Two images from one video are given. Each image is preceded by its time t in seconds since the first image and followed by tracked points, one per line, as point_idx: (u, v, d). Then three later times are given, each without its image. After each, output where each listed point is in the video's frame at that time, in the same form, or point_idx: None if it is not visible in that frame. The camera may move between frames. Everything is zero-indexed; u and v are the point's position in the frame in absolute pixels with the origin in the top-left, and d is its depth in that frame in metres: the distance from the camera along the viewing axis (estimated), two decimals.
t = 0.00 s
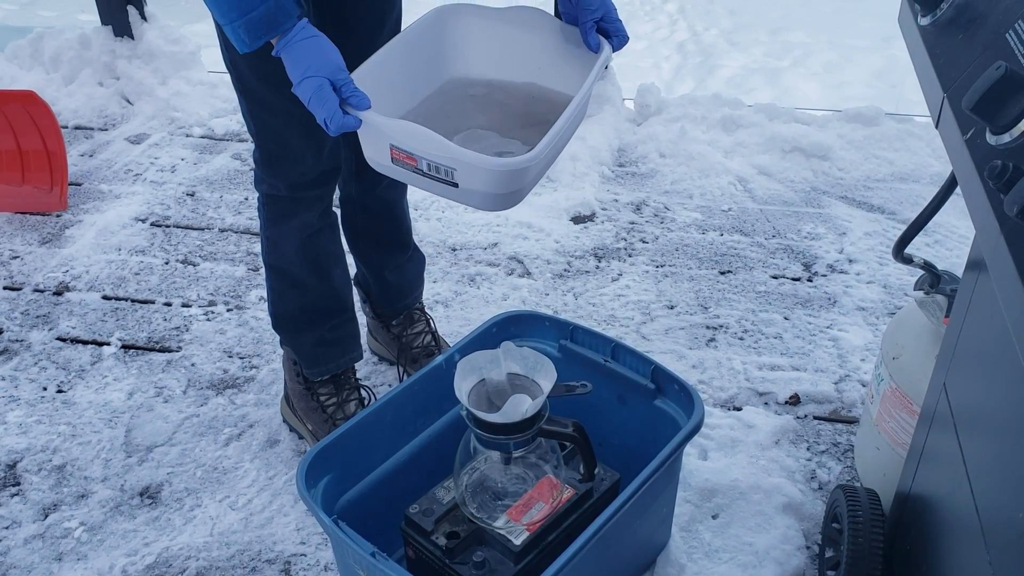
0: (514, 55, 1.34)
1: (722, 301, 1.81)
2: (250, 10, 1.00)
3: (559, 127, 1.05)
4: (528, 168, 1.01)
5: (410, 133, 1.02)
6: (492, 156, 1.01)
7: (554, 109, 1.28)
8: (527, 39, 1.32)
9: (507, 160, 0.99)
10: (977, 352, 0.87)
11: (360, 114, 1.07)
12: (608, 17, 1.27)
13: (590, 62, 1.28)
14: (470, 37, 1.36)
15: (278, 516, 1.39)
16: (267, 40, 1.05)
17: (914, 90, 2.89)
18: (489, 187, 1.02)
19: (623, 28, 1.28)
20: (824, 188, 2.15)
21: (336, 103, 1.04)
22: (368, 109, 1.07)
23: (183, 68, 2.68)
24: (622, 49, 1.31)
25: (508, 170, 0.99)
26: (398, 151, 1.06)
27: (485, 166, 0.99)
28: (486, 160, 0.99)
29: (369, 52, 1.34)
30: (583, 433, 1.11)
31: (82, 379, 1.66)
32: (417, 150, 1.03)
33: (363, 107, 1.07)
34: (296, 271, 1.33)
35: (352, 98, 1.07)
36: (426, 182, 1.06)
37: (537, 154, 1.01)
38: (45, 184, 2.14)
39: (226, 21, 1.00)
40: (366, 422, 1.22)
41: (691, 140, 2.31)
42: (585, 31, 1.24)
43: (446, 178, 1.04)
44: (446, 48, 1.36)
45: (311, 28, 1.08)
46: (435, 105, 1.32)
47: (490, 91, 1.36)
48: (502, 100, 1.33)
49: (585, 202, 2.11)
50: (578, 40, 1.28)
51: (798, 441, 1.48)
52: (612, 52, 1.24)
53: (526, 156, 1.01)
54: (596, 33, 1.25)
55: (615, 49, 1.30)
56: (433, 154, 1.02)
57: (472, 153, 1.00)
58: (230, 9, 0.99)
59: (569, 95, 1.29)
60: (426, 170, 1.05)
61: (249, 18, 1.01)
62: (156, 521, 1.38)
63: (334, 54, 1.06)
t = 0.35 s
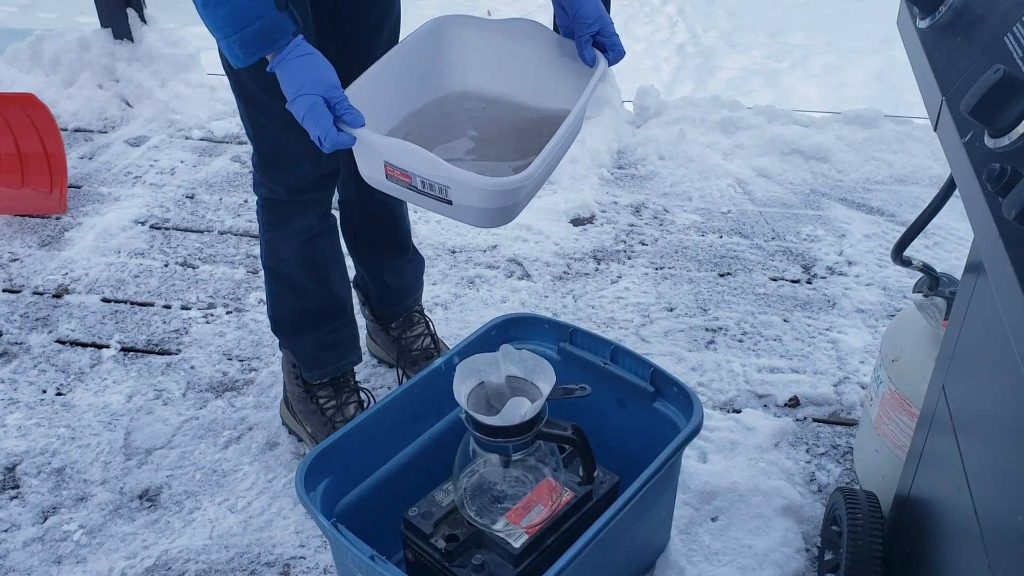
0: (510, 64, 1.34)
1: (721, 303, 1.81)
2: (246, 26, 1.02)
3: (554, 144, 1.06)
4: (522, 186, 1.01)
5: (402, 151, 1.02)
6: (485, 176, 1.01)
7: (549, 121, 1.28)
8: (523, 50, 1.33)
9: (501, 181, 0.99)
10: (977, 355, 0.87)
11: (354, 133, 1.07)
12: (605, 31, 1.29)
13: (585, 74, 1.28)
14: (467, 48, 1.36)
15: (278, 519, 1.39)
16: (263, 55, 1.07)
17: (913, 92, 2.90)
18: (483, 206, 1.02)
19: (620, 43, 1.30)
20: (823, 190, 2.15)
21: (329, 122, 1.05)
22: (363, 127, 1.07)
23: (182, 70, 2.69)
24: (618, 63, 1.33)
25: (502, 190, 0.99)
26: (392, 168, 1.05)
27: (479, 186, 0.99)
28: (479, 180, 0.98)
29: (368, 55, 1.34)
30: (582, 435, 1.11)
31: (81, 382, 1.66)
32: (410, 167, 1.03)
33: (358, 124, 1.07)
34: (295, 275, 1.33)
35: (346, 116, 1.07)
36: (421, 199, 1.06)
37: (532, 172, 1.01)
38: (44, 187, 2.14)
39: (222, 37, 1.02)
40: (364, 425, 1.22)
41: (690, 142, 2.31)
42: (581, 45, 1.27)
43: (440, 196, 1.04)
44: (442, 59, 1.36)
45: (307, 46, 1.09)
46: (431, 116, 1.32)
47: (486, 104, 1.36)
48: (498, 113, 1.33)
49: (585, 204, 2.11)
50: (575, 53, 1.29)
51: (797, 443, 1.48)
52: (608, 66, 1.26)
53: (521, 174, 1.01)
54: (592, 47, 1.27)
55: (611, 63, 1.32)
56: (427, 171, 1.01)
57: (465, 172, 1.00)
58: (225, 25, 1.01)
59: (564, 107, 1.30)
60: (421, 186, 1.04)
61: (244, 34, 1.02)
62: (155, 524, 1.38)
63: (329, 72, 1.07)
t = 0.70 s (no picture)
0: (508, 72, 1.34)
1: (722, 305, 1.81)
2: (243, 38, 1.03)
3: (550, 160, 1.06)
4: (516, 207, 1.02)
5: (399, 166, 1.02)
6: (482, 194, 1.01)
7: (546, 132, 1.29)
8: (521, 58, 1.32)
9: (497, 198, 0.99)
10: (979, 357, 0.87)
11: (350, 147, 1.08)
12: (603, 43, 1.30)
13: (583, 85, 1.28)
14: (465, 56, 1.36)
15: (279, 521, 1.38)
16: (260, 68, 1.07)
17: (914, 94, 2.90)
18: (478, 225, 1.02)
19: (617, 54, 1.32)
20: (824, 191, 2.14)
21: (326, 136, 1.05)
22: (358, 142, 1.08)
23: (183, 72, 2.69)
24: (616, 75, 1.34)
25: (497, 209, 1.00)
26: (388, 181, 1.06)
27: (475, 206, 1.00)
28: (475, 198, 0.99)
29: (367, 57, 1.34)
30: (582, 437, 1.10)
31: (82, 384, 1.66)
32: (406, 181, 1.03)
33: (354, 138, 1.07)
34: (296, 278, 1.33)
35: (342, 129, 1.08)
36: (417, 212, 1.07)
37: (527, 189, 1.01)
38: (45, 189, 2.14)
39: (219, 48, 1.03)
40: (366, 428, 1.22)
41: (691, 144, 2.31)
42: (578, 56, 1.26)
43: (436, 211, 1.04)
44: (440, 66, 1.36)
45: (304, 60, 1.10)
46: (430, 126, 1.33)
47: (484, 112, 1.37)
48: (495, 122, 1.33)
49: (586, 206, 2.11)
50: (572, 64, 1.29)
51: (799, 445, 1.48)
52: (604, 77, 1.25)
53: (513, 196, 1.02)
54: (589, 58, 1.26)
55: (609, 75, 1.34)
56: (424, 187, 1.02)
57: (461, 190, 1.01)
58: (223, 37, 1.02)
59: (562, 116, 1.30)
60: (417, 202, 1.05)
61: (242, 46, 1.03)
62: (156, 526, 1.38)
63: (326, 86, 1.08)
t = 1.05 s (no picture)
0: (507, 75, 1.34)
1: (723, 299, 1.81)
2: (240, 45, 1.03)
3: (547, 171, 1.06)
4: (512, 217, 1.02)
5: (394, 174, 1.02)
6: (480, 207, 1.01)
7: (543, 137, 1.28)
8: (520, 62, 1.32)
9: (494, 209, 0.99)
10: (980, 352, 0.86)
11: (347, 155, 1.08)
12: (601, 48, 1.30)
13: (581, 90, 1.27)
14: (464, 58, 1.36)
15: (279, 516, 1.39)
16: (257, 75, 1.08)
17: (915, 87, 2.89)
18: (475, 234, 1.03)
19: (615, 59, 1.32)
20: (825, 185, 2.14)
21: (323, 143, 1.06)
22: (355, 149, 1.09)
23: (183, 67, 2.68)
24: (614, 80, 1.35)
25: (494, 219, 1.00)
26: (385, 189, 1.06)
27: (471, 218, 1.00)
28: (471, 210, 0.99)
29: (365, 56, 1.34)
30: (583, 432, 1.11)
31: (83, 379, 1.66)
32: (403, 190, 1.03)
33: (349, 146, 1.08)
34: (296, 274, 1.33)
35: (339, 137, 1.08)
36: (414, 219, 1.07)
37: (523, 200, 1.01)
38: (45, 185, 2.14)
39: (216, 54, 1.03)
40: (366, 423, 1.22)
41: (692, 138, 2.30)
42: (577, 61, 1.26)
43: (433, 218, 1.04)
44: (438, 69, 1.35)
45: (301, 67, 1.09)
46: (428, 129, 1.33)
47: (483, 114, 1.36)
48: (493, 128, 1.33)
49: (586, 200, 2.10)
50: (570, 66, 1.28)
51: (799, 439, 1.48)
52: (603, 82, 1.24)
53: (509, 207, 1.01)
54: (587, 63, 1.26)
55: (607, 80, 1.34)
56: (420, 196, 1.02)
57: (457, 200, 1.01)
58: (220, 43, 1.02)
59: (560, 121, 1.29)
60: (413, 209, 1.05)
61: (238, 52, 1.03)
62: (157, 522, 1.38)
63: (323, 93, 1.08)
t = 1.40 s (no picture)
0: (503, 74, 1.34)
1: (722, 294, 1.81)
2: (236, 53, 1.02)
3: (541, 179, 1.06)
4: (507, 226, 1.02)
5: (390, 183, 1.02)
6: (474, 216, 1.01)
7: (538, 139, 1.29)
8: (515, 61, 1.32)
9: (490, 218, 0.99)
10: (977, 348, 0.86)
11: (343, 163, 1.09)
12: (595, 51, 1.30)
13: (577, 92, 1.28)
14: (459, 55, 1.35)
15: (278, 511, 1.39)
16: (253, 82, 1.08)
17: (914, 82, 2.89)
18: (469, 241, 1.03)
19: (609, 62, 1.32)
20: (824, 179, 2.14)
21: (319, 153, 1.08)
22: (351, 157, 1.10)
23: (181, 62, 2.67)
24: (607, 82, 1.35)
25: (490, 229, 1.00)
26: (381, 197, 1.06)
27: (466, 227, 1.00)
28: (464, 220, 0.99)
29: (359, 53, 1.34)
30: (582, 426, 1.10)
31: (81, 375, 1.66)
32: (398, 198, 1.03)
33: (347, 155, 1.09)
34: (293, 270, 1.33)
35: (335, 146, 1.09)
36: (409, 226, 1.07)
37: (517, 210, 1.01)
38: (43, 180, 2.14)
39: (212, 61, 1.03)
40: (365, 418, 1.22)
41: (691, 132, 2.30)
42: (571, 64, 1.27)
43: (428, 225, 1.04)
44: (433, 67, 1.35)
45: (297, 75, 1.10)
46: (424, 128, 1.33)
47: (479, 112, 1.36)
48: (487, 128, 1.34)
49: (585, 195, 2.10)
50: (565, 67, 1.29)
51: (798, 434, 1.48)
52: (596, 86, 1.26)
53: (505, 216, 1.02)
54: (581, 66, 1.27)
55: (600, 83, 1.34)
56: (413, 204, 1.02)
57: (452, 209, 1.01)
58: (215, 50, 1.01)
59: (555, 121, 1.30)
60: (409, 217, 1.05)
61: (234, 60, 1.03)
62: (156, 516, 1.38)
63: (320, 102, 1.08)
